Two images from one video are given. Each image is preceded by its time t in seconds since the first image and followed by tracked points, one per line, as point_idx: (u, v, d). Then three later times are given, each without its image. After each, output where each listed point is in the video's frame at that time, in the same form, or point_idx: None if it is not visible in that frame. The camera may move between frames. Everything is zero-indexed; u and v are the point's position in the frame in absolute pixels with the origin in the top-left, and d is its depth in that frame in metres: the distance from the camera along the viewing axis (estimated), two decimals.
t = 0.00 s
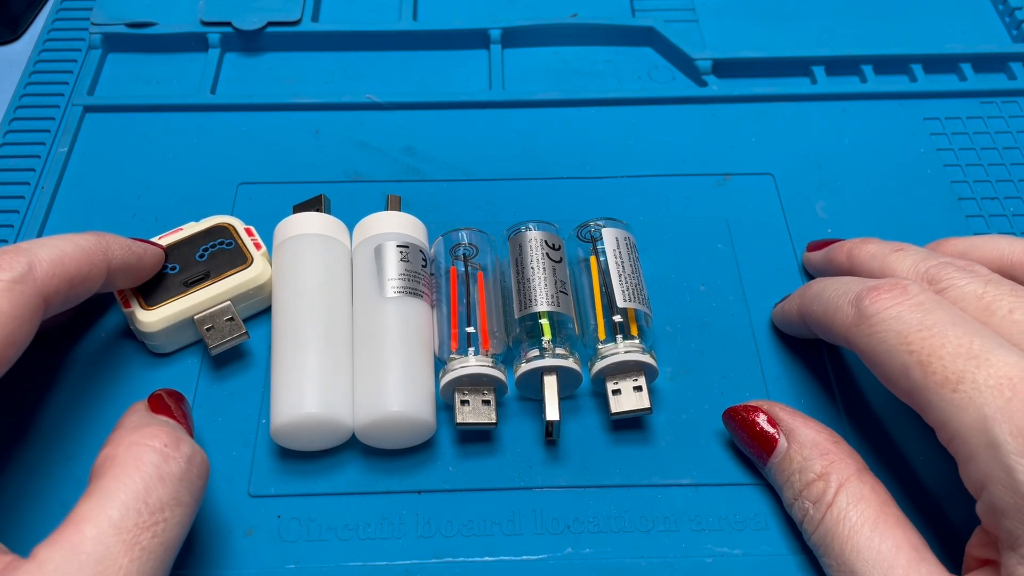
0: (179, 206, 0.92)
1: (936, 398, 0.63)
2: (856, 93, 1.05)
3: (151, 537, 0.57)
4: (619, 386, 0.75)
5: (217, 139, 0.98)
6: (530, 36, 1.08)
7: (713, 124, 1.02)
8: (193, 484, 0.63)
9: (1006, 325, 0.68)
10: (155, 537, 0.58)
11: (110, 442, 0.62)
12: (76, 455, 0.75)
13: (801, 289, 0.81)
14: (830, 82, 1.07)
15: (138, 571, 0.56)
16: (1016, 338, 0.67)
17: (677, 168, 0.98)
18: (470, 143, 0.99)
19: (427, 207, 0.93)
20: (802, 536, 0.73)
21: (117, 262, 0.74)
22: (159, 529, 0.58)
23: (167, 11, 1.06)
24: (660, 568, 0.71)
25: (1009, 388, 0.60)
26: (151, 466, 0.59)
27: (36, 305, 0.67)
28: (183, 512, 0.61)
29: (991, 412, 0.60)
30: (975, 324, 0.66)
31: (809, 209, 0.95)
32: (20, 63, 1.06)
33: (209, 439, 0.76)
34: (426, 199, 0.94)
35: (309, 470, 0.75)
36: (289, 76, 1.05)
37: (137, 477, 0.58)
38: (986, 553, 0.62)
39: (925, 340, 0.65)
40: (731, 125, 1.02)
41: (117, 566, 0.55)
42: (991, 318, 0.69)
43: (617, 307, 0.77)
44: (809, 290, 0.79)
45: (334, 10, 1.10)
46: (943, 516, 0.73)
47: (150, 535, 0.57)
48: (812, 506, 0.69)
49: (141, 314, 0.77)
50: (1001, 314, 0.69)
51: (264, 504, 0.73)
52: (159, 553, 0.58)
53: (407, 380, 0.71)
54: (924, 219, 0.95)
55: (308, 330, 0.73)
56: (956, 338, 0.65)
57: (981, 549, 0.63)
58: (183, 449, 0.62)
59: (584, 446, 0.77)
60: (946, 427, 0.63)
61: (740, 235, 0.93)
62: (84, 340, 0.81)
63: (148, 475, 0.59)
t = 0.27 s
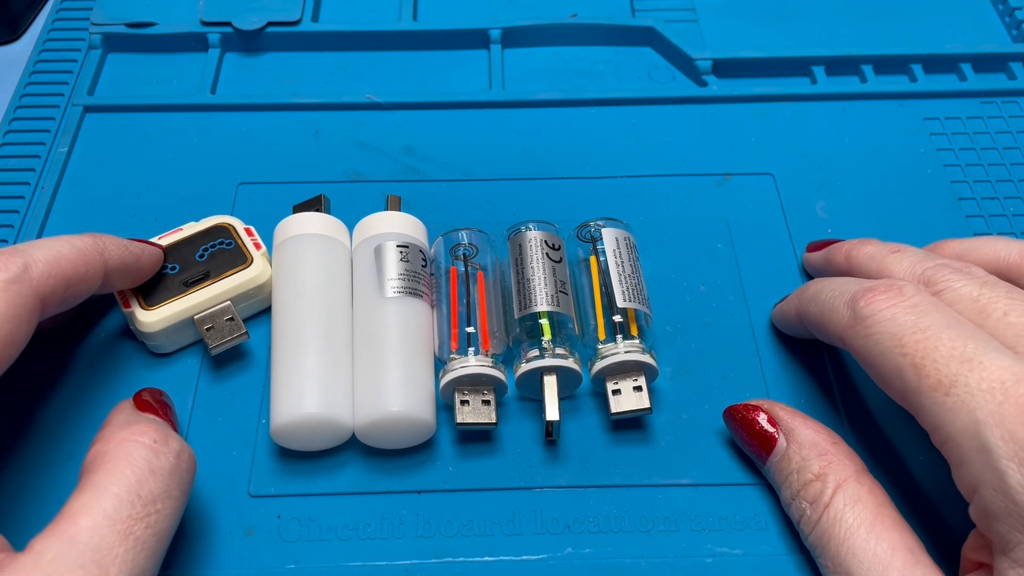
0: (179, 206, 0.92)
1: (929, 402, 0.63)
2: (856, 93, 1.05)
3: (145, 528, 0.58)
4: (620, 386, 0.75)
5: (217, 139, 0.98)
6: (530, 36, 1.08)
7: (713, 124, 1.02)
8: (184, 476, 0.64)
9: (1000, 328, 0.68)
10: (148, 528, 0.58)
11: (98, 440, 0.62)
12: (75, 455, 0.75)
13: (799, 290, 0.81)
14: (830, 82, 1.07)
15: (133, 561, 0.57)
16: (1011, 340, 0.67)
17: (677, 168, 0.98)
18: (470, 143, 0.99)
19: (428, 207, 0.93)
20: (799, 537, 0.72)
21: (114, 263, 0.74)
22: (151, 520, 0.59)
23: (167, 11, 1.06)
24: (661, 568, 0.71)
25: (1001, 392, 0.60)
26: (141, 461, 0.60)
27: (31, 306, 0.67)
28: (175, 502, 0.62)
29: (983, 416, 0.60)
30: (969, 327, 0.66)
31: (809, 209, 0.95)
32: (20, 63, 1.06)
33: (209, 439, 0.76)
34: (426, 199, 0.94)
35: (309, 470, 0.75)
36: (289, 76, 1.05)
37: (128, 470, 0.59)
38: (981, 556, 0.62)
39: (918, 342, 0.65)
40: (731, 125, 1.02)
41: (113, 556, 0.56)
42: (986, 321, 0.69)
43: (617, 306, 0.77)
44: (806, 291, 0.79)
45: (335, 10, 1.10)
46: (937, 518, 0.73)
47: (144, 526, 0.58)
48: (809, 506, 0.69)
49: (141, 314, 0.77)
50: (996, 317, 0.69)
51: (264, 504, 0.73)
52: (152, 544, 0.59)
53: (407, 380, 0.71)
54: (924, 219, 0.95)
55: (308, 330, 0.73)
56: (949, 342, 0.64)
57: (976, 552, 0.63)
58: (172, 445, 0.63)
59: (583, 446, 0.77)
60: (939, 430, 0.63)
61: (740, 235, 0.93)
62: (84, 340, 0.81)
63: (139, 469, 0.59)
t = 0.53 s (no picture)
0: (180, 206, 0.92)
1: (925, 404, 0.63)
2: (856, 93, 1.05)
3: (136, 520, 0.58)
4: (619, 386, 0.75)
5: (217, 139, 0.98)
6: (530, 36, 1.08)
7: (713, 124, 1.02)
8: (170, 469, 0.64)
9: (998, 330, 0.68)
10: (139, 519, 0.59)
11: (83, 439, 0.63)
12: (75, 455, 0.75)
13: (797, 291, 0.81)
14: (830, 82, 1.07)
15: (127, 551, 0.57)
16: (1009, 343, 0.67)
17: (677, 167, 0.98)
18: (470, 143, 0.99)
19: (428, 207, 0.93)
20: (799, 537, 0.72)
21: (111, 262, 0.74)
22: (143, 512, 0.59)
23: (167, 10, 1.06)
24: (660, 568, 0.71)
25: (997, 395, 0.60)
26: (129, 456, 0.60)
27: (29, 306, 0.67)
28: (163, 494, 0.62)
29: (979, 418, 0.59)
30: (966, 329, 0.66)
31: (809, 209, 0.95)
32: (20, 63, 1.06)
33: (209, 439, 0.76)
34: (426, 199, 0.94)
35: (308, 471, 0.75)
36: (290, 76, 1.05)
37: (116, 465, 0.59)
38: (978, 558, 0.62)
39: (915, 344, 0.65)
40: (731, 125, 1.02)
41: (106, 546, 0.56)
42: (984, 323, 0.69)
43: (617, 307, 0.77)
44: (804, 292, 0.79)
45: (335, 10, 1.10)
46: (935, 520, 0.72)
47: (135, 517, 0.58)
48: (808, 506, 0.69)
49: (140, 314, 0.77)
50: (994, 319, 0.69)
51: (264, 504, 0.73)
52: (144, 536, 0.59)
53: (407, 380, 0.71)
54: (924, 219, 0.95)
55: (307, 331, 0.73)
56: (946, 345, 0.64)
57: (974, 554, 0.63)
58: (158, 440, 0.63)
59: (583, 446, 0.77)
60: (935, 433, 0.63)
61: (740, 235, 0.93)
62: (84, 340, 0.81)
63: (128, 463, 0.60)
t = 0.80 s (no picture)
0: (180, 206, 0.92)
1: (925, 405, 0.63)
2: (856, 93, 1.05)
3: (137, 517, 0.59)
4: (619, 386, 0.75)
5: (217, 139, 0.98)
6: (530, 36, 1.08)
7: (713, 124, 1.02)
8: (168, 467, 0.64)
9: (998, 331, 0.68)
10: (140, 517, 0.59)
11: (80, 440, 0.63)
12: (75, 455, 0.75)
13: (797, 292, 0.81)
14: (830, 82, 1.07)
15: (128, 548, 0.57)
16: (1009, 343, 0.67)
17: (677, 167, 0.98)
18: (470, 143, 0.99)
19: (427, 207, 0.93)
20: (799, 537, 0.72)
21: (111, 261, 0.74)
22: (143, 510, 0.59)
23: (167, 11, 1.06)
24: (660, 568, 0.71)
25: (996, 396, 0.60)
26: (128, 455, 0.61)
27: (29, 305, 0.67)
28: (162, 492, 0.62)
29: (979, 419, 0.59)
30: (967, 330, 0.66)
31: (809, 209, 0.95)
32: (20, 63, 1.06)
33: (209, 439, 0.76)
34: (426, 199, 0.94)
35: (308, 471, 0.75)
36: (290, 76, 1.05)
37: (116, 464, 0.59)
38: (978, 559, 0.62)
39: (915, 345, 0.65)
40: (730, 125, 1.02)
41: (108, 543, 0.56)
42: (984, 324, 0.69)
43: (617, 307, 0.77)
44: (804, 293, 0.79)
45: (335, 10, 1.10)
46: (934, 520, 0.72)
47: (136, 515, 0.59)
48: (809, 506, 0.68)
49: (140, 313, 0.77)
50: (994, 320, 0.69)
51: (264, 504, 0.73)
52: (144, 533, 0.59)
53: (407, 380, 0.71)
54: (924, 219, 0.95)
55: (307, 331, 0.73)
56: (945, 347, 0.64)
57: (974, 555, 0.63)
58: (156, 441, 0.64)
59: (583, 446, 0.77)
60: (934, 434, 0.63)
61: (740, 235, 0.93)
62: (84, 340, 0.81)
63: (127, 463, 0.60)
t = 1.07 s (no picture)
0: (180, 206, 0.92)
1: (925, 406, 0.63)
2: (856, 93, 1.05)
3: (143, 523, 0.59)
4: (620, 386, 0.75)
5: (217, 139, 0.98)
6: (530, 36, 1.08)
7: (713, 123, 1.02)
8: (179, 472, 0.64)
9: (997, 332, 0.68)
10: (146, 523, 0.59)
11: (90, 439, 0.63)
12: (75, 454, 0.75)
13: (796, 293, 0.81)
14: (830, 81, 1.07)
15: (132, 554, 0.57)
16: (1009, 344, 0.67)
17: (677, 167, 0.98)
18: (470, 143, 0.99)
19: (427, 207, 0.93)
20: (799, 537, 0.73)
21: (111, 261, 0.74)
22: (149, 515, 0.59)
23: (167, 11, 1.06)
24: (660, 568, 0.71)
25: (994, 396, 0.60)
26: (137, 458, 0.61)
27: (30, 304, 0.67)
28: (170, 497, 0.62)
29: (978, 421, 0.59)
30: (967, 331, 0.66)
31: (810, 209, 0.95)
32: (20, 63, 1.06)
33: (209, 439, 0.76)
34: (426, 199, 0.94)
35: (308, 471, 0.75)
36: (290, 76, 1.05)
37: (124, 467, 0.59)
38: (979, 560, 0.62)
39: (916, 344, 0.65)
40: (730, 125, 1.02)
41: (112, 550, 0.56)
42: (984, 325, 0.69)
43: (617, 307, 0.77)
44: (803, 294, 0.79)
45: (335, 10, 1.10)
46: (935, 520, 0.72)
47: (142, 521, 0.58)
48: (810, 506, 0.69)
49: (140, 313, 0.77)
50: (993, 320, 0.69)
51: (264, 504, 0.73)
52: (150, 539, 0.59)
53: (407, 380, 0.71)
54: (924, 219, 0.95)
55: (306, 332, 0.73)
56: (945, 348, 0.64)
57: (975, 556, 0.63)
58: (167, 441, 0.64)
59: (583, 446, 0.77)
60: (934, 435, 0.63)
61: (740, 235, 0.93)
62: (84, 340, 0.81)
63: (136, 466, 0.60)
